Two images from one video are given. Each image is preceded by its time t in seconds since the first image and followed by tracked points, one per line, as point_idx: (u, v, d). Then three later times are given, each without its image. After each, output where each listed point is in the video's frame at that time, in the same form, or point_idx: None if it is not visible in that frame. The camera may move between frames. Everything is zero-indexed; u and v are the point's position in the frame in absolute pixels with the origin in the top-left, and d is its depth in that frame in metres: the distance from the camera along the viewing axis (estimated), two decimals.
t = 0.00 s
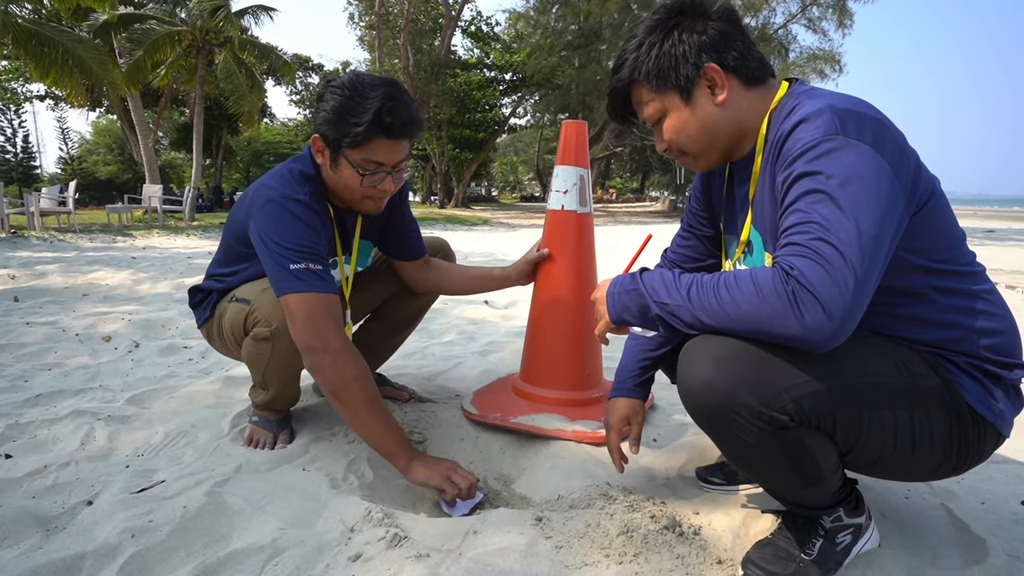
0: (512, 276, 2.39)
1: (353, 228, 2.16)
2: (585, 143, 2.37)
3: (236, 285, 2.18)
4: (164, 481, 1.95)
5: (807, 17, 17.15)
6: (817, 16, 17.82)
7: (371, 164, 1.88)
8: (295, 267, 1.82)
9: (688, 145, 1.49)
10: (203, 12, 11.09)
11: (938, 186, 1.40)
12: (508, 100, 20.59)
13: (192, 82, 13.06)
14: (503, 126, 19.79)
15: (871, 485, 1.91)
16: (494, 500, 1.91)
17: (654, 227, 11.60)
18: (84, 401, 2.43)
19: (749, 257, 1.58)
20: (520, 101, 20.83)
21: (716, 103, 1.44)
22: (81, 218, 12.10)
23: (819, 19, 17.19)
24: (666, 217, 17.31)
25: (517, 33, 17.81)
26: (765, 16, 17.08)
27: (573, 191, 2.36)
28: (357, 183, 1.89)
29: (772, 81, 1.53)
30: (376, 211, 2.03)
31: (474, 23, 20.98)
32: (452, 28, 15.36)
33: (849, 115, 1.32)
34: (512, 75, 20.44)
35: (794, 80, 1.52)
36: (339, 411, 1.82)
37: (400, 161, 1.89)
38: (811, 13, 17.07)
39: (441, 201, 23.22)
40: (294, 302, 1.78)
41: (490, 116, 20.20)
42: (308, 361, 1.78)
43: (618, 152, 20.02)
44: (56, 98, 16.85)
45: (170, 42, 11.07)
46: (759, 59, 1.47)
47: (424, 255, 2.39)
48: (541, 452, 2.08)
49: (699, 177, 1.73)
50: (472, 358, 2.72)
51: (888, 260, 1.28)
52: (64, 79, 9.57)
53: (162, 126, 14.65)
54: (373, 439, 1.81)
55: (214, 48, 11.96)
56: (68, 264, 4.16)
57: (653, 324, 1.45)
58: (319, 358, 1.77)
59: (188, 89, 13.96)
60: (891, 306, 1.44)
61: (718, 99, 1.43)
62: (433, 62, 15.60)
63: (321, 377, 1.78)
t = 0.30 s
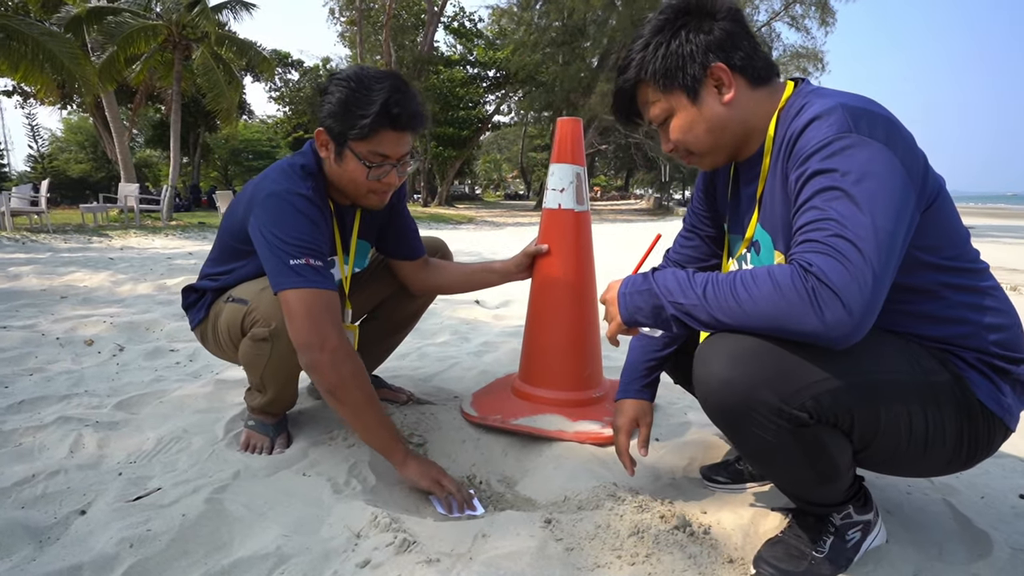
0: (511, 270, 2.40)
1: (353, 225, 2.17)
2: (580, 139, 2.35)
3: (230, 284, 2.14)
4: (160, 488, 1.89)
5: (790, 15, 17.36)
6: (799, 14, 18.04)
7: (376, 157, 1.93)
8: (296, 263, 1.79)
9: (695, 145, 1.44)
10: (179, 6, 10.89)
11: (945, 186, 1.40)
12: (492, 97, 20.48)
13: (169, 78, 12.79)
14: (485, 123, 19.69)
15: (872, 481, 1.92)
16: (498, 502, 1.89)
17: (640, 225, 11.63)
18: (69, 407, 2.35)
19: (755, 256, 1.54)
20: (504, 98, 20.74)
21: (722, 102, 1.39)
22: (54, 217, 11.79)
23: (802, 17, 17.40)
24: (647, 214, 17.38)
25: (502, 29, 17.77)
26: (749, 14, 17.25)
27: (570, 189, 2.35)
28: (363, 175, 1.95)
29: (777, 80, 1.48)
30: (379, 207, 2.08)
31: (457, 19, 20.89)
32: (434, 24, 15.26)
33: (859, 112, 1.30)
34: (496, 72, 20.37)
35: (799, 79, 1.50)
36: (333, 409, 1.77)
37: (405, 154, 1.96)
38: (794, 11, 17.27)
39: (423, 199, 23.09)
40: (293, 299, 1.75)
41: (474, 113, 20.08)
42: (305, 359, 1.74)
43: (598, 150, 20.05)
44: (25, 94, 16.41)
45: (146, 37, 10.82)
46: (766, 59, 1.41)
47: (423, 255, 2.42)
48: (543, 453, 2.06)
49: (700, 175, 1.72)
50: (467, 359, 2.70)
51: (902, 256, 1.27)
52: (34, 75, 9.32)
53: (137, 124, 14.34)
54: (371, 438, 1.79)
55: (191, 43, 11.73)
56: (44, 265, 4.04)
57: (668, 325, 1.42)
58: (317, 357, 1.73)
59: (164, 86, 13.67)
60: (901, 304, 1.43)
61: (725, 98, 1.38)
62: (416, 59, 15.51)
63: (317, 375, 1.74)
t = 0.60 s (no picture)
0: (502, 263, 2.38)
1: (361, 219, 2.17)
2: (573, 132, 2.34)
3: (235, 282, 2.13)
4: (165, 491, 1.86)
5: (782, 11, 17.45)
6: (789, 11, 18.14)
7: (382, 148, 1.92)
8: (305, 258, 1.78)
9: (709, 142, 1.42)
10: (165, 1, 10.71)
11: (956, 186, 1.39)
12: (482, 93, 20.40)
13: (154, 74, 12.59)
14: (475, 119, 19.62)
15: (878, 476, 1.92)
16: (507, 502, 1.87)
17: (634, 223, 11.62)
18: (65, 409, 2.30)
19: (771, 253, 1.54)
20: (495, 94, 20.66)
21: (738, 99, 1.38)
22: (38, 216, 11.60)
23: (793, 13, 17.50)
24: (636, 211, 17.38)
25: (492, 24, 17.72)
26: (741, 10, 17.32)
27: (563, 183, 2.34)
28: (369, 167, 1.93)
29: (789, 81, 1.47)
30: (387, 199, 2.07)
31: (447, 14, 20.80)
32: (424, 19, 15.16)
33: (877, 111, 1.30)
34: (486, 68, 20.31)
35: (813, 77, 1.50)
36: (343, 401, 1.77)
37: (410, 145, 1.94)
38: (785, 8, 17.37)
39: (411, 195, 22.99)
40: (304, 292, 1.74)
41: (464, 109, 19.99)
42: (314, 353, 1.73)
43: (587, 146, 20.04)
44: (4, 89, 16.09)
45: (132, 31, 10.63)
46: (781, 57, 1.40)
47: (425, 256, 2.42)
48: (550, 453, 2.06)
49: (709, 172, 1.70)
50: (468, 358, 2.68)
51: (919, 256, 1.25)
52: (16, 70, 9.13)
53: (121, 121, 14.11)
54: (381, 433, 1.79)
55: (177, 38, 11.55)
56: (31, 265, 3.96)
57: (685, 323, 1.39)
58: (327, 351, 1.72)
59: (149, 82, 13.46)
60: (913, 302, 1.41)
61: (740, 96, 1.37)
62: (406, 54, 15.41)
63: (327, 369, 1.73)
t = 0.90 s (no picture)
0: (491, 266, 2.28)
1: (365, 216, 2.14)
2: (567, 124, 2.20)
3: (239, 280, 2.11)
4: (171, 494, 1.84)
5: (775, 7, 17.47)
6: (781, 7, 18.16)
7: (389, 145, 1.89)
8: (313, 255, 1.75)
9: (727, 137, 1.42)
10: None
11: (974, 184, 1.38)
12: (474, 90, 20.28)
13: (141, 69, 12.37)
14: (465, 116, 19.51)
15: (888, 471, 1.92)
16: (520, 503, 1.87)
17: (630, 220, 11.53)
18: (63, 410, 2.26)
19: (787, 249, 1.54)
20: (486, 91, 20.55)
21: (757, 94, 1.37)
22: (22, 215, 11.38)
23: (786, 10, 17.52)
24: (627, 209, 17.33)
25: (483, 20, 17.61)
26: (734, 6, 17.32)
27: (552, 178, 2.19)
28: (376, 164, 1.90)
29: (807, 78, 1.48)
30: (392, 196, 2.04)
31: (438, 10, 20.66)
32: (415, 15, 15.02)
33: (899, 107, 1.30)
34: (478, 64, 20.20)
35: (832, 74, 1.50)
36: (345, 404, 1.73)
37: (417, 142, 1.92)
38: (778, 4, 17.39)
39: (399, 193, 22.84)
40: (309, 291, 1.71)
41: (455, 106, 19.86)
42: (319, 353, 1.70)
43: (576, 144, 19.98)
44: None
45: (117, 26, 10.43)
46: (800, 52, 1.40)
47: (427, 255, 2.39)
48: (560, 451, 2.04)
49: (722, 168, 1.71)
50: (470, 357, 2.66)
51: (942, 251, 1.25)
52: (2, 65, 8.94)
53: (107, 118, 13.87)
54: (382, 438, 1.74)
55: (164, 33, 11.35)
56: (18, 264, 3.89)
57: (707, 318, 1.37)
58: (333, 351, 1.69)
59: (135, 78, 13.22)
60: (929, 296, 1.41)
61: (760, 90, 1.36)
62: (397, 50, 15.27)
63: (333, 369, 1.70)
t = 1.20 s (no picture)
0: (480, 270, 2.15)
1: (364, 214, 2.09)
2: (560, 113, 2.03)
3: (238, 277, 2.06)
4: (176, 496, 1.80)
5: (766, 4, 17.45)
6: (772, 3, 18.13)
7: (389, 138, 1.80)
8: (311, 254, 1.71)
9: (748, 129, 1.41)
10: None
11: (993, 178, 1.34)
12: (466, 87, 20.16)
13: (125, 65, 12.12)
14: (456, 113, 19.42)
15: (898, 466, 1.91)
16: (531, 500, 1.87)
17: (627, 217, 11.43)
18: (58, 412, 2.20)
19: (805, 241, 1.54)
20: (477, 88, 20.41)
21: (781, 85, 1.37)
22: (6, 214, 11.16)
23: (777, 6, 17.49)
24: (618, 207, 17.27)
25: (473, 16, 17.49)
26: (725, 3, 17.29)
27: (541, 171, 2.03)
28: (375, 158, 1.81)
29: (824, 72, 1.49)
30: (393, 191, 1.94)
31: (428, 6, 20.51)
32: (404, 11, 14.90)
33: (922, 100, 1.29)
34: (470, 60, 20.11)
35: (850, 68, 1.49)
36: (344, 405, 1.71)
37: (418, 135, 1.82)
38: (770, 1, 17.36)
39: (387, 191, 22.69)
40: (309, 291, 1.67)
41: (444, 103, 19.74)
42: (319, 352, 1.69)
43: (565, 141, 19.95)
44: None
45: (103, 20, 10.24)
46: (820, 44, 1.40)
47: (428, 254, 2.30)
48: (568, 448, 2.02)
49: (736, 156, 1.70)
50: (472, 356, 2.63)
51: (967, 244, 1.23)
52: None
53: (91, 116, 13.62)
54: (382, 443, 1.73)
55: (150, 29, 11.16)
56: (5, 263, 3.81)
57: (728, 312, 1.35)
58: (334, 350, 1.67)
59: (121, 74, 12.98)
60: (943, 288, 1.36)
61: (783, 82, 1.36)
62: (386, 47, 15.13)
63: (333, 369, 1.68)
